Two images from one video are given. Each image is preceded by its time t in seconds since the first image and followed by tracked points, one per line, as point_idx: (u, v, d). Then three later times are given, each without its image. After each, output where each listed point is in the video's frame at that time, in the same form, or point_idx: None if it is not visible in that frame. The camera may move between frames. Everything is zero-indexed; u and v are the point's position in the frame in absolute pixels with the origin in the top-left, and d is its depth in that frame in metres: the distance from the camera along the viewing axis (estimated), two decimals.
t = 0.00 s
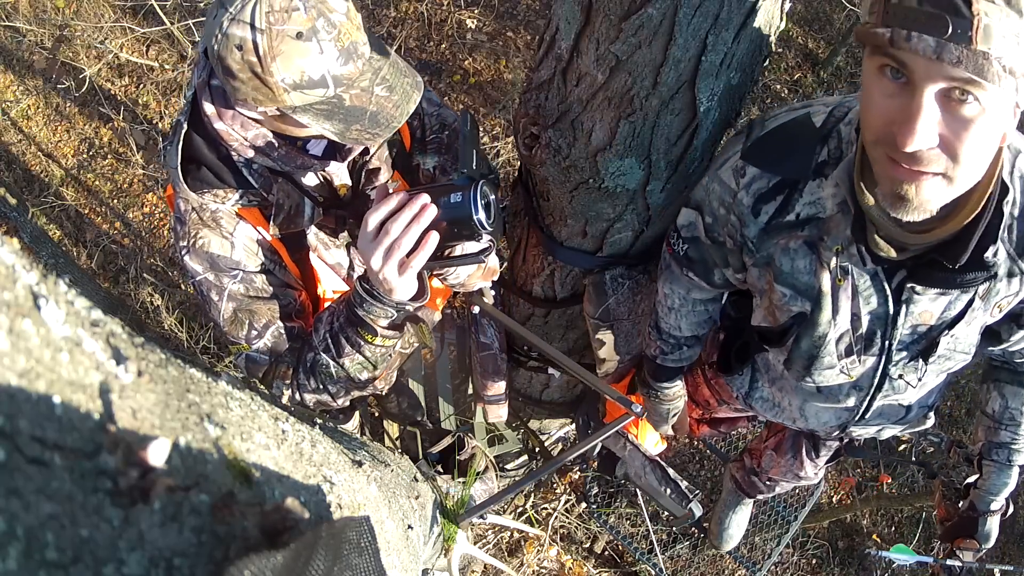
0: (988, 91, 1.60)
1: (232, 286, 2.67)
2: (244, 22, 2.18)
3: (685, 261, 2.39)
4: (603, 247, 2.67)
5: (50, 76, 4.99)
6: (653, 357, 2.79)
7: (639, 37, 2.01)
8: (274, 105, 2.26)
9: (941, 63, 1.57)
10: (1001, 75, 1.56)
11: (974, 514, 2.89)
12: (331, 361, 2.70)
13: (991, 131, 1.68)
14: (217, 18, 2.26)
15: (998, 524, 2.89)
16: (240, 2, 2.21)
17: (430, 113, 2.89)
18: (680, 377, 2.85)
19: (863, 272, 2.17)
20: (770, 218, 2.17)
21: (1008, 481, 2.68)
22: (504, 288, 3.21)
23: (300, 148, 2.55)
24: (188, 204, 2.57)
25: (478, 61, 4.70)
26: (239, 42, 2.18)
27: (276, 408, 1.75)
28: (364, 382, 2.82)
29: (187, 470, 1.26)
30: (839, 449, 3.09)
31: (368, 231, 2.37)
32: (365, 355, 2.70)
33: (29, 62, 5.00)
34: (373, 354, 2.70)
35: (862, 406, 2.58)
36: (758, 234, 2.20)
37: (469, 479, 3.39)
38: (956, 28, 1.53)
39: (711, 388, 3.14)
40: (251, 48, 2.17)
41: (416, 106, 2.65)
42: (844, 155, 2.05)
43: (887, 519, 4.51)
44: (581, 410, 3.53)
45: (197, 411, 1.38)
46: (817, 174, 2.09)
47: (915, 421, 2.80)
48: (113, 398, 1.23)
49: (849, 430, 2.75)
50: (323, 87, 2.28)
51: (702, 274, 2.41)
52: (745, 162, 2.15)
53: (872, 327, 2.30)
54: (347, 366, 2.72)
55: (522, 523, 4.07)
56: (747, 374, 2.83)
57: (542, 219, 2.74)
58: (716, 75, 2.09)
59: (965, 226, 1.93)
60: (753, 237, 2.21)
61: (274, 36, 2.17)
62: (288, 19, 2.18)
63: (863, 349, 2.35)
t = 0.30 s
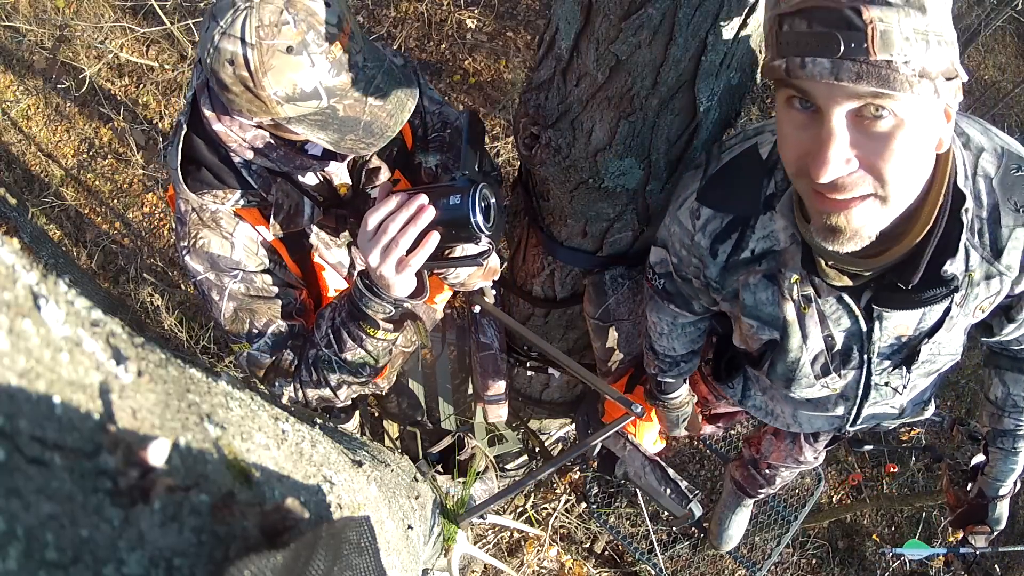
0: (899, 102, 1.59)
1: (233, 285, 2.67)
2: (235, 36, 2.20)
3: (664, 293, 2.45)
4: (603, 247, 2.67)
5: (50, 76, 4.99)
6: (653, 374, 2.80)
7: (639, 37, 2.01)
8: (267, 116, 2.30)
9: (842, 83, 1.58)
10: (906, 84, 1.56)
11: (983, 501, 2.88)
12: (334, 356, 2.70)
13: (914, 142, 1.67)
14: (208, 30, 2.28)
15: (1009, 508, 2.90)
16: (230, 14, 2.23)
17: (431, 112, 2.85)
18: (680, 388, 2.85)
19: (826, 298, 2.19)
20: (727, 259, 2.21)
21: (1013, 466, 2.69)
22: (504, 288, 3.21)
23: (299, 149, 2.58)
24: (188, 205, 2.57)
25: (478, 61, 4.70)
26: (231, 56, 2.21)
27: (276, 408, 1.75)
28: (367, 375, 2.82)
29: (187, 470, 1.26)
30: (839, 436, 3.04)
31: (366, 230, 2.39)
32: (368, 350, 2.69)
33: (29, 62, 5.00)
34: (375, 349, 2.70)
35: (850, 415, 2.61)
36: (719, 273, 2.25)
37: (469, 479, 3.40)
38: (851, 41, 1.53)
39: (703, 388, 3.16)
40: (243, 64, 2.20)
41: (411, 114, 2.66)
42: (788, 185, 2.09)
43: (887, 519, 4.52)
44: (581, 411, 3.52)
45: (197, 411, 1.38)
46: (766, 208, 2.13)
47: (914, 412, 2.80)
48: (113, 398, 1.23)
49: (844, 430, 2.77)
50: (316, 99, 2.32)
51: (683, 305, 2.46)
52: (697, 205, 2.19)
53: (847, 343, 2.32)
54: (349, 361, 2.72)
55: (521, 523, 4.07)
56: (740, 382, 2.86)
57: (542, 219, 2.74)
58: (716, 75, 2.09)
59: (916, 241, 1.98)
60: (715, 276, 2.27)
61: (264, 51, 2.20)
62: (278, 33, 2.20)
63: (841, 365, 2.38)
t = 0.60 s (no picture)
0: (861, 97, 1.58)
1: (235, 284, 2.66)
2: (235, 41, 2.21)
3: (649, 299, 2.45)
4: (603, 247, 2.68)
5: (50, 76, 4.99)
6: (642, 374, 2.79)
7: (639, 37, 2.02)
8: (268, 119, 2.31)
9: (802, 80, 1.57)
10: (868, 78, 1.55)
11: (982, 497, 2.88)
12: (335, 352, 2.70)
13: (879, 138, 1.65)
14: (207, 33, 2.29)
15: (1009, 504, 2.88)
16: (229, 19, 2.23)
17: (433, 111, 2.85)
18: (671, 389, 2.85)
19: (808, 301, 2.20)
20: (706, 265, 2.22)
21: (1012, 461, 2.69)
22: (503, 288, 3.21)
23: (300, 149, 2.58)
24: (189, 203, 2.57)
25: (478, 61, 4.70)
26: (230, 61, 2.21)
27: (276, 408, 1.75)
28: (368, 371, 2.81)
29: (187, 470, 1.26)
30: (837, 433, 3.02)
31: (369, 230, 2.39)
32: (369, 346, 2.69)
33: (29, 62, 5.00)
34: (377, 345, 2.70)
35: (840, 415, 2.60)
36: (699, 279, 2.26)
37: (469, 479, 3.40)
38: (809, 36, 1.54)
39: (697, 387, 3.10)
40: (242, 68, 2.21)
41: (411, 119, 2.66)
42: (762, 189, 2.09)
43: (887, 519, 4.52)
44: (580, 411, 3.51)
45: (197, 411, 1.38)
46: (742, 213, 2.12)
47: (909, 410, 2.80)
48: (113, 398, 1.23)
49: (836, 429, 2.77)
50: (315, 104, 2.33)
51: (668, 310, 2.47)
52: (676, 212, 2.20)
53: (832, 345, 2.33)
54: (351, 356, 2.72)
55: (521, 523, 4.07)
56: (731, 384, 2.84)
57: (542, 219, 2.73)
58: (716, 75, 2.09)
59: (893, 239, 1.94)
60: (695, 281, 2.28)
61: (264, 56, 2.21)
62: (278, 38, 2.21)
63: (825, 366, 2.40)
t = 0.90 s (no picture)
0: (837, 77, 1.58)
1: (235, 282, 2.66)
2: (233, 33, 2.22)
3: (645, 295, 2.45)
4: (603, 247, 2.68)
5: (50, 76, 5.00)
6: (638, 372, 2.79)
7: (639, 37, 2.02)
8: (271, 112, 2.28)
9: (777, 60, 1.58)
10: (842, 57, 1.56)
11: (977, 497, 2.89)
12: (337, 348, 2.71)
13: (856, 118, 1.65)
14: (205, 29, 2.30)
15: (1002, 505, 2.89)
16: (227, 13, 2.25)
17: (435, 110, 2.88)
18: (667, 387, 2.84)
19: (798, 293, 2.21)
20: (698, 257, 2.22)
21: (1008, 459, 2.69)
22: (503, 288, 3.21)
23: (303, 147, 2.57)
24: (191, 200, 2.56)
25: (478, 61, 4.70)
26: (229, 53, 2.21)
27: (276, 408, 1.74)
28: (370, 368, 2.81)
29: (187, 470, 1.26)
30: (835, 435, 3.02)
31: (371, 225, 2.40)
32: (371, 342, 2.70)
33: (29, 62, 5.01)
34: (379, 341, 2.71)
35: (834, 412, 2.61)
36: (691, 271, 2.26)
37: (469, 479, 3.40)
38: (782, 16, 1.55)
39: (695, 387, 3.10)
40: (242, 59, 2.21)
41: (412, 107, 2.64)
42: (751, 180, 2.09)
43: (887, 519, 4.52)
44: (581, 411, 3.50)
45: (197, 411, 1.38)
46: (732, 206, 2.12)
47: (904, 408, 2.80)
48: (113, 398, 1.23)
49: (831, 427, 2.77)
50: (317, 91, 2.31)
51: (663, 307, 2.47)
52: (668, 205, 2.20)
53: (824, 339, 2.34)
54: (353, 352, 2.73)
55: (521, 523, 4.07)
56: (726, 381, 2.85)
57: (542, 219, 2.73)
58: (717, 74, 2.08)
59: (881, 227, 1.96)
60: (687, 275, 2.28)
61: (263, 45, 2.21)
62: (276, 27, 2.22)
63: (817, 361, 2.40)
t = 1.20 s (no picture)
0: (835, 76, 1.59)
1: (237, 277, 2.67)
2: None
3: (645, 292, 2.45)
4: (603, 247, 2.68)
5: (50, 76, 5.00)
6: (638, 369, 2.79)
7: (639, 37, 2.02)
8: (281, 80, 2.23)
9: (775, 59, 1.58)
10: (839, 55, 1.56)
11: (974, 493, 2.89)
12: (338, 342, 2.75)
13: (854, 116, 1.65)
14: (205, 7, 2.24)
15: (1000, 503, 2.89)
16: None
17: (438, 110, 2.85)
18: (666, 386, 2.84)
19: (797, 289, 2.21)
20: (698, 254, 2.21)
21: (1006, 455, 2.69)
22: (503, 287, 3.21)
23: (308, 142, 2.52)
24: (194, 194, 2.55)
25: (478, 61, 4.70)
26: (226, 22, 2.17)
27: (276, 408, 1.74)
28: (371, 362, 2.85)
29: (187, 470, 1.26)
30: (835, 434, 3.02)
31: (372, 221, 2.39)
32: (372, 335, 2.73)
33: (29, 62, 5.01)
34: (380, 335, 2.74)
35: (834, 409, 2.61)
36: (691, 269, 2.26)
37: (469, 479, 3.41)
38: (779, 15, 1.55)
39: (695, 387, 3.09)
40: (239, 23, 2.17)
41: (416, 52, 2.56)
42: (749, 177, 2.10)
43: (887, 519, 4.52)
44: (580, 411, 3.49)
45: (197, 411, 1.38)
46: (732, 203, 2.12)
47: (903, 406, 2.81)
48: (113, 398, 1.23)
49: (829, 425, 2.77)
50: (317, 46, 2.26)
51: (663, 304, 2.47)
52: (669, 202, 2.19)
53: (823, 335, 2.34)
54: (354, 346, 2.76)
55: (521, 523, 4.07)
56: (725, 379, 2.85)
57: (542, 219, 2.72)
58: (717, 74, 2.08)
59: (881, 224, 1.97)
60: (687, 272, 2.27)
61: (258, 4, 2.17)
62: None
63: (817, 358, 2.40)
